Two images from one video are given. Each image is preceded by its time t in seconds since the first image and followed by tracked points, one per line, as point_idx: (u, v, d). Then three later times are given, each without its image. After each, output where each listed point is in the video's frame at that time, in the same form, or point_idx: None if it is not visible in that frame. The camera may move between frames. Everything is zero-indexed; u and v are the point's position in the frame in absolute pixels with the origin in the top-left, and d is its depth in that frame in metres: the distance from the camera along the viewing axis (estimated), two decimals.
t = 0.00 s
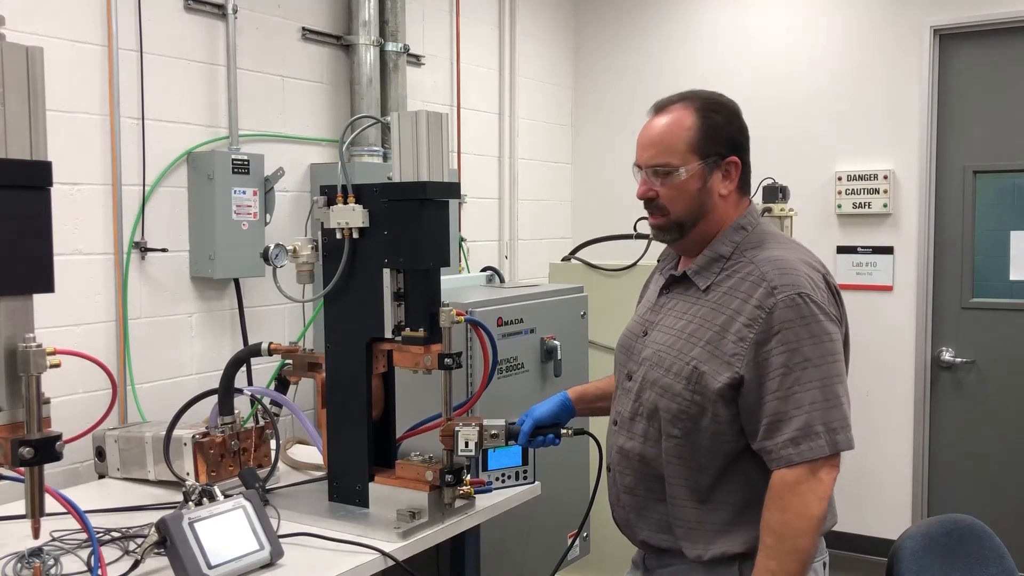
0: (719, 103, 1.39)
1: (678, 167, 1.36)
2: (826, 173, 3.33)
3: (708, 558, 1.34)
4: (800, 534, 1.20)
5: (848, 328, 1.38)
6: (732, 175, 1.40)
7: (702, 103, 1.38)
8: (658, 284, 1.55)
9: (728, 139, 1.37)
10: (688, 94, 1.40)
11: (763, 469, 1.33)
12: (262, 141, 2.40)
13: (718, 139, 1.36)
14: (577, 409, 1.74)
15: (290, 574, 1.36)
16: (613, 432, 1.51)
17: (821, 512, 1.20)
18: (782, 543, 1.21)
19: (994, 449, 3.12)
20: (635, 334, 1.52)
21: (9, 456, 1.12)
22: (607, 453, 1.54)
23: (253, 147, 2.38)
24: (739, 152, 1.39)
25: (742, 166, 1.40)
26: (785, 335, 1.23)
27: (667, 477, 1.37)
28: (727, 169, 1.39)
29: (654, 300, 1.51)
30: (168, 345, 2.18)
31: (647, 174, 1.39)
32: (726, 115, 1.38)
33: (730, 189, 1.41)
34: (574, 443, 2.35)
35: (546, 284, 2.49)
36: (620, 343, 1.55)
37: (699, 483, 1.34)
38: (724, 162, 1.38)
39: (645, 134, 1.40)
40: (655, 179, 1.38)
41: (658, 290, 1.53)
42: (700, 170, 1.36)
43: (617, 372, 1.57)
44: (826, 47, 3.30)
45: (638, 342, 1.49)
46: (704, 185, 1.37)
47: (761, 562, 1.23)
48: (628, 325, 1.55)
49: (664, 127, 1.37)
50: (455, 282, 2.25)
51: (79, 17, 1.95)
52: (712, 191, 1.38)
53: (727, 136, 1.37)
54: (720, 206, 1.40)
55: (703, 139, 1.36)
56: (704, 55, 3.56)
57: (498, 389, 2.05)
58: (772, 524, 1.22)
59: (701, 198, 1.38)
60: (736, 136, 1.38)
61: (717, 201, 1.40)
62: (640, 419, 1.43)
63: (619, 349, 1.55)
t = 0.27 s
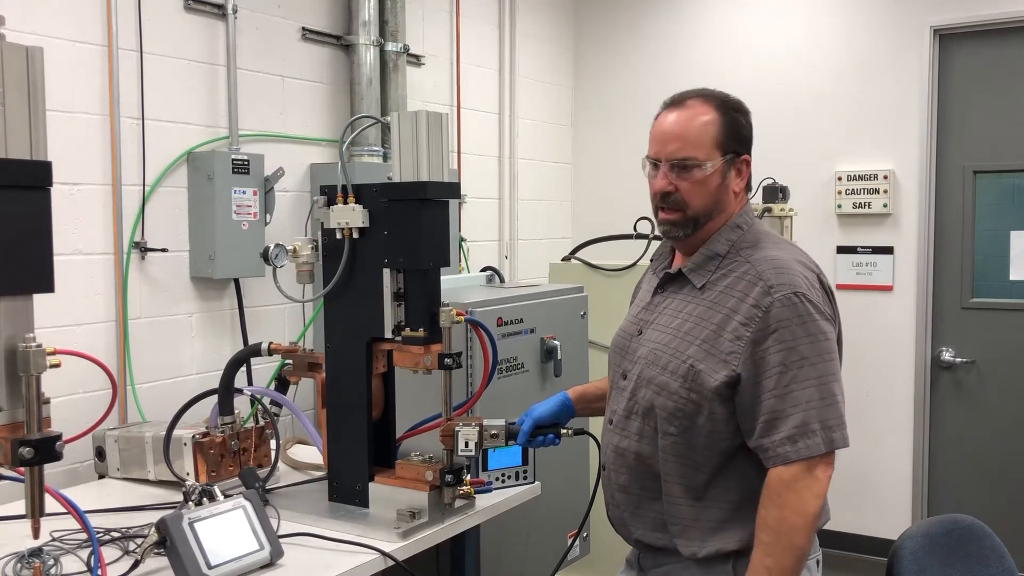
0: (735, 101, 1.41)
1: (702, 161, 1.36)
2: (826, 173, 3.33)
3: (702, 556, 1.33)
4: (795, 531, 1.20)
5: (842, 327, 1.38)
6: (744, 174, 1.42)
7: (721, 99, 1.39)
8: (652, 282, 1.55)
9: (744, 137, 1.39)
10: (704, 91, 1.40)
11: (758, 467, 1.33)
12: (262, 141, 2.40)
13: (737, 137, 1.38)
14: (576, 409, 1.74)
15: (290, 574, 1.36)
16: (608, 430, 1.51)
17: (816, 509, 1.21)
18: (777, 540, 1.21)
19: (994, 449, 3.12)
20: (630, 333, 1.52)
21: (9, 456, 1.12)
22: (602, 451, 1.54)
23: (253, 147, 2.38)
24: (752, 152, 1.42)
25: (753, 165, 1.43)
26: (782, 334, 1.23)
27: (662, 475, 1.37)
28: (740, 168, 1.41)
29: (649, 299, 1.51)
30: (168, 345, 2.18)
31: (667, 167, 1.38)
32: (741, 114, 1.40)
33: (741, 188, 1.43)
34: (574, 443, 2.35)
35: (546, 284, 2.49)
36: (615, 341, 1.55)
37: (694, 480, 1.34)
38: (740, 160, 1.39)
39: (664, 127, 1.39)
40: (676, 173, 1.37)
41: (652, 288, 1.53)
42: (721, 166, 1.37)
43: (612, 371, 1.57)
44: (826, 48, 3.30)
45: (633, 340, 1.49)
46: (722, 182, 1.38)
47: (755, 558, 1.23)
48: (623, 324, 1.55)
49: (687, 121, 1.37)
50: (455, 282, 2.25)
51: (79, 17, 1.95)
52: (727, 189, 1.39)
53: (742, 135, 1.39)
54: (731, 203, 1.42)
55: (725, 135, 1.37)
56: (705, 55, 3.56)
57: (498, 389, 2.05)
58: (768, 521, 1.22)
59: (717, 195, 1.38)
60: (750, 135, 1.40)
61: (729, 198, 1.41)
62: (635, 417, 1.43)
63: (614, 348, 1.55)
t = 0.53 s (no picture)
0: (733, 101, 1.41)
1: (701, 162, 1.36)
2: (826, 173, 3.33)
3: (701, 555, 1.34)
4: (790, 531, 1.20)
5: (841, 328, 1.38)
6: (743, 175, 1.42)
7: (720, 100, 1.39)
8: (651, 282, 1.55)
9: (743, 138, 1.39)
10: (704, 91, 1.40)
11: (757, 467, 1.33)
12: (262, 141, 2.40)
13: (736, 138, 1.38)
14: (576, 409, 1.74)
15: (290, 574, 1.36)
16: (606, 429, 1.51)
17: (812, 509, 1.20)
18: (772, 539, 1.21)
19: (994, 449, 3.12)
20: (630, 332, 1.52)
21: (9, 456, 1.12)
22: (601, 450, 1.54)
23: (253, 147, 2.38)
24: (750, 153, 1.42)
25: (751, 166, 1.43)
26: (779, 335, 1.23)
27: (662, 474, 1.38)
28: (739, 168, 1.41)
29: (648, 298, 1.51)
30: (168, 345, 2.18)
31: (666, 168, 1.38)
32: (740, 114, 1.40)
33: (740, 188, 1.43)
34: (574, 443, 2.35)
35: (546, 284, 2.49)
36: (614, 340, 1.55)
37: (693, 479, 1.34)
38: (739, 161, 1.40)
39: (663, 127, 1.39)
40: (675, 173, 1.37)
41: (651, 288, 1.53)
42: (720, 167, 1.37)
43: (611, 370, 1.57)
44: (826, 48, 3.30)
45: (632, 340, 1.49)
46: (721, 183, 1.38)
47: (748, 558, 1.23)
48: (621, 323, 1.55)
49: (686, 121, 1.37)
50: (455, 282, 2.25)
51: (79, 18, 1.95)
52: (726, 189, 1.39)
53: (742, 136, 1.39)
54: (730, 204, 1.42)
55: (723, 136, 1.37)
56: (705, 55, 3.56)
57: (498, 389, 2.05)
58: (762, 520, 1.22)
59: (716, 195, 1.38)
60: (748, 136, 1.41)
61: (728, 199, 1.41)
62: (634, 416, 1.43)
63: (613, 347, 1.55)
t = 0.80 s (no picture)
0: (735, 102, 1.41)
1: (701, 162, 1.36)
2: (826, 173, 3.33)
3: (704, 556, 1.34)
4: (792, 531, 1.20)
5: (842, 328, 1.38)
6: (744, 176, 1.42)
7: (721, 100, 1.39)
8: (652, 283, 1.55)
9: (745, 139, 1.39)
10: (706, 91, 1.40)
11: (759, 467, 1.33)
12: (262, 141, 2.40)
13: (737, 138, 1.38)
14: (576, 409, 1.74)
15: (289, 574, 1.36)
16: (608, 429, 1.51)
17: (814, 509, 1.20)
18: (774, 539, 1.21)
19: (994, 449, 3.12)
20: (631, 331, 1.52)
21: (9, 456, 1.12)
22: (603, 450, 1.54)
23: (253, 147, 2.38)
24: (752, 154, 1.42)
25: (753, 167, 1.43)
26: (782, 334, 1.23)
27: (664, 475, 1.38)
28: (740, 169, 1.41)
29: (649, 298, 1.51)
30: (168, 345, 2.18)
31: (666, 168, 1.38)
32: (742, 115, 1.40)
33: (741, 189, 1.43)
34: (574, 443, 2.35)
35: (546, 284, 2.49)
36: (615, 340, 1.55)
37: (695, 480, 1.34)
38: (740, 162, 1.40)
39: (664, 126, 1.39)
40: (675, 173, 1.37)
41: (652, 288, 1.53)
42: (721, 167, 1.37)
43: (612, 370, 1.57)
44: (826, 48, 3.30)
45: (633, 339, 1.49)
46: (722, 183, 1.38)
47: (751, 558, 1.23)
48: (622, 323, 1.56)
49: (687, 122, 1.37)
50: (455, 282, 2.25)
51: (79, 17, 1.95)
52: (727, 190, 1.39)
53: (743, 137, 1.39)
54: (731, 205, 1.42)
55: (724, 136, 1.37)
56: (705, 55, 3.56)
57: (498, 389, 2.05)
58: (764, 520, 1.22)
59: (717, 196, 1.38)
60: (750, 137, 1.41)
61: (730, 200, 1.41)
62: (636, 416, 1.43)
63: (614, 347, 1.55)
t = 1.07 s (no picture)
0: (738, 102, 1.41)
1: (704, 162, 1.36)
2: (826, 173, 3.33)
3: (707, 556, 1.34)
4: (799, 531, 1.20)
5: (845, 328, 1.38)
6: (747, 176, 1.42)
7: (725, 101, 1.39)
8: (653, 283, 1.55)
9: (748, 139, 1.39)
10: (709, 91, 1.40)
11: (762, 466, 1.33)
12: (262, 140, 2.40)
13: (740, 138, 1.38)
14: (576, 408, 1.74)
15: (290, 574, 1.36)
16: (610, 429, 1.51)
17: (820, 508, 1.20)
18: (781, 540, 1.21)
19: (994, 449, 3.12)
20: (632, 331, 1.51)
21: (9, 456, 1.12)
22: (604, 450, 1.54)
23: (253, 147, 2.38)
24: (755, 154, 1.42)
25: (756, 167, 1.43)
26: (786, 334, 1.23)
27: (667, 475, 1.37)
28: (743, 170, 1.41)
29: (650, 297, 1.51)
30: (168, 345, 2.18)
31: (669, 167, 1.38)
32: (746, 116, 1.40)
33: (744, 189, 1.43)
34: (574, 443, 2.35)
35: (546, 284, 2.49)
36: (616, 340, 1.55)
37: (698, 479, 1.34)
38: (743, 162, 1.40)
39: (667, 126, 1.39)
40: (678, 173, 1.37)
41: (653, 288, 1.53)
42: (723, 168, 1.37)
43: (612, 370, 1.57)
44: (826, 48, 3.30)
45: (635, 339, 1.49)
46: (724, 183, 1.38)
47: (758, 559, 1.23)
48: (622, 323, 1.56)
49: (690, 121, 1.37)
50: (455, 282, 2.25)
51: (79, 17, 1.95)
52: (729, 190, 1.39)
53: (747, 137, 1.39)
54: (734, 205, 1.42)
55: (727, 136, 1.37)
56: (704, 55, 3.56)
57: (498, 389, 2.05)
58: (771, 520, 1.22)
59: (719, 196, 1.38)
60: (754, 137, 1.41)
61: (732, 200, 1.41)
62: (638, 416, 1.43)
63: (616, 346, 1.55)
